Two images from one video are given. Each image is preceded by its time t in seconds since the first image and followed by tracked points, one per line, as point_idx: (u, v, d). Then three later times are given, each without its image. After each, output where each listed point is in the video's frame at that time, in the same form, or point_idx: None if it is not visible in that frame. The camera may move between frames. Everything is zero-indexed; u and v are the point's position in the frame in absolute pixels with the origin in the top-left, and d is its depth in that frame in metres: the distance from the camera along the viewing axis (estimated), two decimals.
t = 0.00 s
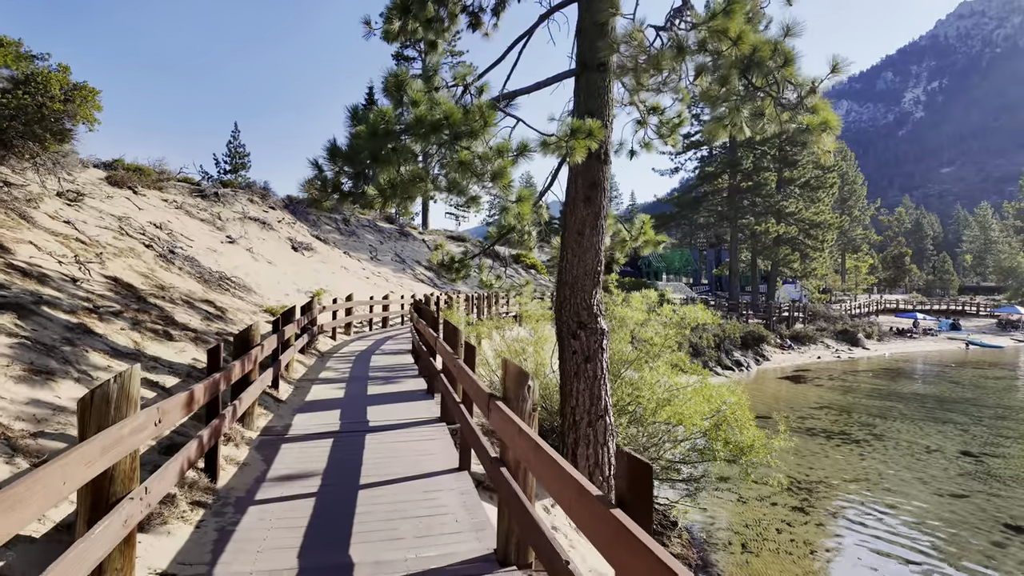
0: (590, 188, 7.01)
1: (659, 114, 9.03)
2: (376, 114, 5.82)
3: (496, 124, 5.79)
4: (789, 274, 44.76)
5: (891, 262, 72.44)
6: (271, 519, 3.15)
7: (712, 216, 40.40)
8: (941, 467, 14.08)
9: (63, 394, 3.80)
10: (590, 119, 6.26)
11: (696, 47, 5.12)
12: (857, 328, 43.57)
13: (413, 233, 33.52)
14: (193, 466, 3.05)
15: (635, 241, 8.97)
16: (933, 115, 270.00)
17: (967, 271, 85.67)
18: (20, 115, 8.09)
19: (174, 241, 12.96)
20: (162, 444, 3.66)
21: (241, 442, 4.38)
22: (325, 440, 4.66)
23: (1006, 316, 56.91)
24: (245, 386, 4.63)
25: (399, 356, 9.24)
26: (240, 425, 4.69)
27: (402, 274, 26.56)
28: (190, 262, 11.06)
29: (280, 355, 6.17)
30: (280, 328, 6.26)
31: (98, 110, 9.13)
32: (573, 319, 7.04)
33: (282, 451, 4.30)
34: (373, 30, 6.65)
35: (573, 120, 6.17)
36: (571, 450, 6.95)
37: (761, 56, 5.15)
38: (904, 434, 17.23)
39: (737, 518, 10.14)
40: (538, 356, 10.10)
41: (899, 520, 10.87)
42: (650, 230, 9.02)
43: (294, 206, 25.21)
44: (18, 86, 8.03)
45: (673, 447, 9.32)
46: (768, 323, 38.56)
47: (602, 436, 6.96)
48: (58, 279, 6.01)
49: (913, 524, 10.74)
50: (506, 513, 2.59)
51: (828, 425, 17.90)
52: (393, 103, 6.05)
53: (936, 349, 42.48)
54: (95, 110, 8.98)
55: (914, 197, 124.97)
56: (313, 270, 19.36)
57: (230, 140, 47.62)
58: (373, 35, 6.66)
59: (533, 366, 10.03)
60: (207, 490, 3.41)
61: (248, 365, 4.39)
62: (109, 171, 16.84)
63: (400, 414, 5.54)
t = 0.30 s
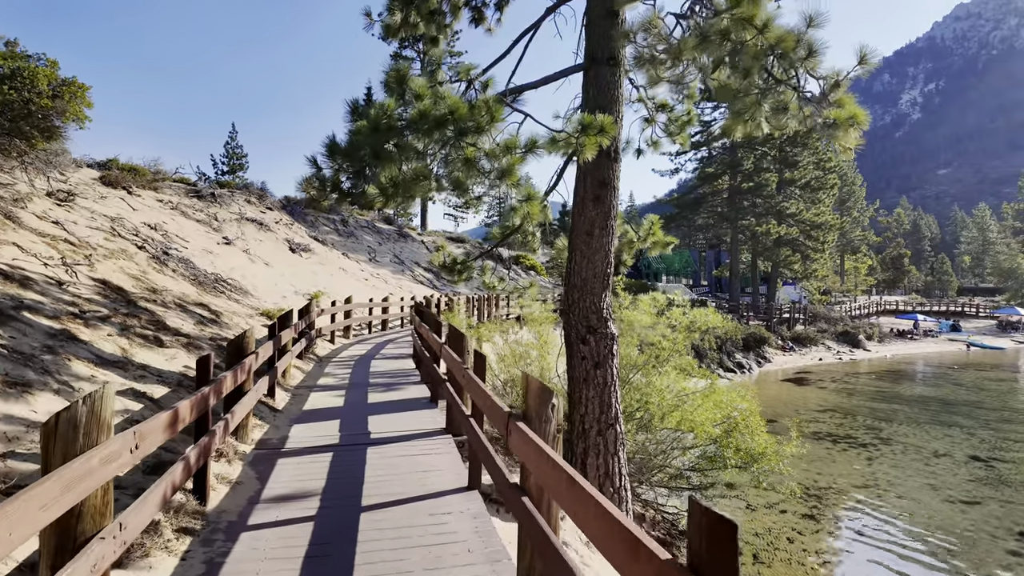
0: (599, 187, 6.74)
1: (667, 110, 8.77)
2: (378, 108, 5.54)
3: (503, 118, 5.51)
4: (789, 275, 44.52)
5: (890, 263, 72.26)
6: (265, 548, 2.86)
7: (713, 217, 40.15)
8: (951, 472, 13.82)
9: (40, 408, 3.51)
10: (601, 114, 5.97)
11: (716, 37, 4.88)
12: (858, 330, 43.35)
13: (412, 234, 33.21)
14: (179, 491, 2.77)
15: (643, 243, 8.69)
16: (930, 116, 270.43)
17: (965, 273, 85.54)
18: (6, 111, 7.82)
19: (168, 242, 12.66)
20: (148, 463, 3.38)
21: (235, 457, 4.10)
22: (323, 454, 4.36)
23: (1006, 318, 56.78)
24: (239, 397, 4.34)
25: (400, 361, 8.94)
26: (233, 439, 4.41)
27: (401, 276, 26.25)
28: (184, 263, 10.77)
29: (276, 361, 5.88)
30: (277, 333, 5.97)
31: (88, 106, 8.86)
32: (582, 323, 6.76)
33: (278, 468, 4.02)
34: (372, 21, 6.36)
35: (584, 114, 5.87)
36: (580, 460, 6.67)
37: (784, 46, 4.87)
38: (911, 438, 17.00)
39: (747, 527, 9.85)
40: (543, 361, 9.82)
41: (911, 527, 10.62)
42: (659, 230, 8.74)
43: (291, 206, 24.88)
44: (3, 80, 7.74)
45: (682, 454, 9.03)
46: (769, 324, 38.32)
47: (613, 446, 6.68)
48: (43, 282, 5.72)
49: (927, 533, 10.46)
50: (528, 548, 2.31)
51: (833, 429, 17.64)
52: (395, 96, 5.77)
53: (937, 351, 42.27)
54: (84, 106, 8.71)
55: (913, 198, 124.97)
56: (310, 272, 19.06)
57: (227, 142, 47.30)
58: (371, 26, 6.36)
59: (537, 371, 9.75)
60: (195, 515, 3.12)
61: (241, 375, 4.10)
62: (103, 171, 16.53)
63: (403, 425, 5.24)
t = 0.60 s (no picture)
0: (612, 180, 6.47)
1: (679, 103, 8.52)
2: (385, 95, 5.27)
3: (515, 107, 5.24)
4: (791, 275, 44.29)
5: (890, 264, 72.05)
6: (265, 570, 2.58)
7: (715, 216, 39.90)
8: (963, 476, 13.56)
9: (20, 415, 3.23)
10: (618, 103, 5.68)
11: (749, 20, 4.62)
12: (860, 330, 43.12)
13: (411, 233, 32.92)
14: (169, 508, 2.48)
15: (654, 240, 8.41)
16: (929, 117, 270.44)
17: (965, 273, 85.42)
18: None
19: (164, 240, 12.36)
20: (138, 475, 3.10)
21: (232, 466, 3.83)
22: (327, 462, 4.09)
23: (1008, 318, 56.62)
24: (237, 402, 4.06)
25: (404, 362, 8.66)
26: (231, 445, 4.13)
27: (401, 276, 25.96)
28: (180, 261, 10.49)
29: (276, 363, 5.60)
30: (276, 333, 5.70)
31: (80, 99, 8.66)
32: (594, 322, 6.48)
33: (279, 478, 3.75)
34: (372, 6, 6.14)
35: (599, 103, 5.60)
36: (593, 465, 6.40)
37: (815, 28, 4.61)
38: (920, 440, 16.75)
39: (760, 532, 9.57)
40: (550, 362, 9.53)
41: (927, 532, 10.36)
42: (670, 227, 8.47)
43: (290, 205, 24.60)
44: None
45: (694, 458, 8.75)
46: (771, 325, 38.09)
47: (628, 451, 6.38)
48: (30, 280, 5.44)
49: (943, 538, 10.20)
50: None
51: (841, 431, 17.38)
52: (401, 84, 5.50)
53: (939, 352, 42.06)
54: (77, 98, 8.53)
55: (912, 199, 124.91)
56: (310, 271, 18.77)
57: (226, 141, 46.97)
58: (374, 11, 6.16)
59: (545, 372, 9.46)
60: (187, 532, 2.85)
61: (239, 378, 3.82)
62: (98, 169, 16.23)
63: (410, 430, 4.96)
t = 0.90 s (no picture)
0: (623, 179, 6.22)
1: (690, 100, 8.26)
2: (388, 89, 5.01)
3: (525, 102, 4.99)
4: (792, 276, 44.09)
5: (890, 265, 71.83)
6: None
7: (715, 217, 39.67)
8: (973, 481, 13.33)
9: None
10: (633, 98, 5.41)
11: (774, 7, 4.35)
12: (861, 331, 42.87)
13: (411, 234, 32.64)
14: (148, 544, 2.21)
15: (664, 242, 8.16)
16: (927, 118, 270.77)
17: (964, 274, 85.35)
18: None
19: (159, 241, 12.09)
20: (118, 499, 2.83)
21: (224, 485, 3.56)
22: (326, 479, 3.83)
23: (1008, 319, 56.45)
24: (229, 415, 3.77)
25: (405, 367, 8.38)
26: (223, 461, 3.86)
27: (400, 277, 25.68)
28: (175, 263, 10.22)
29: (272, 371, 5.32)
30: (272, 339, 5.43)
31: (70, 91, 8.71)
32: (605, 327, 6.22)
33: (274, 497, 3.48)
34: None
35: (613, 96, 5.32)
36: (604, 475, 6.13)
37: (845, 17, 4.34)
38: (928, 444, 16.49)
39: (771, 540, 9.32)
40: (555, 366, 9.25)
41: (941, 540, 10.09)
42: (680, 229, 8.21)
43: (288, 206, 24.32)
44: None
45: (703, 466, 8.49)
46: (773, 326, 37.87)
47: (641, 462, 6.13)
48: (12, 283, 5.17)
49: (958, 546, 9.96)
50: None
51: (847, 434, 17.14)
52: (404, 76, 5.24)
53: (940, 353, 41.91)
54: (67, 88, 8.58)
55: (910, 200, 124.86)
56: (308, 273, 18.50)
57: (223, 141, 46.69)
58: None
59: (550, 377, 9.18)
60: (171, 565, 2.58)
61: (232, 391, 3.53)
62: (92, 168, 15.95)
63: (415, 442, 4.68)
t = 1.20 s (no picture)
0: (632, 172, 5.92)
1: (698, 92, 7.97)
2: (386, 72, 4.70)
3: (530, 89, 4.69)
4: (790, 276, 43.91)
5: (886, 265, 71.70)
6: None
7: (713, 217, 39.43)
8: (981, 483, 13.10)
9: None
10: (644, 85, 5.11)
11: None
12: (860, 332, 42.71)
13: (407, 234, 32.30)
14: None
15: (671, 239, 7.86)
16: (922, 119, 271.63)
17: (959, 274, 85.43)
18: None
19: (148, 240, 11.75)
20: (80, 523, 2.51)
21: (205, 502, 3.24)
22: (318, 493, 3.52)
23: (1005, 319, 56.28)
24: (211, 424, 3.44)
25: (402, 369, 8.06)
26: (205, 474, 3.54)
27: (396, 276, 25.34)
28: (163, 261, 9.87)
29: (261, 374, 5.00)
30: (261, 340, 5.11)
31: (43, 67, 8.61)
32: (613, 328, 5.92)
33: (260, 515, 3.17)
34: None
35: (622, 83, 5.04)
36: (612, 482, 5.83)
37: None
38: (932, 446, 16.25)
39: (779, 546, 9.05)
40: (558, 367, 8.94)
41: (952, 545, 9.84)
42: (688, 226, 7.91)
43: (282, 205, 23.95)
44: None
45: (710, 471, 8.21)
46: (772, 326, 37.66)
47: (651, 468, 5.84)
48: None
49: (971, 551, 9.71)
50: None
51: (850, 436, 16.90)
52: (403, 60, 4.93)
53: (939, 353, 41.80)
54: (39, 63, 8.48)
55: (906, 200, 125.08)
56: (302, 272, 18.17)
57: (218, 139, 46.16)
58: None
59: (552, 379, 8.86)
60: None
61: (214, 397, 3.21)
62: (81, 165, 15.57)
63: (413, 451, 4.37)
